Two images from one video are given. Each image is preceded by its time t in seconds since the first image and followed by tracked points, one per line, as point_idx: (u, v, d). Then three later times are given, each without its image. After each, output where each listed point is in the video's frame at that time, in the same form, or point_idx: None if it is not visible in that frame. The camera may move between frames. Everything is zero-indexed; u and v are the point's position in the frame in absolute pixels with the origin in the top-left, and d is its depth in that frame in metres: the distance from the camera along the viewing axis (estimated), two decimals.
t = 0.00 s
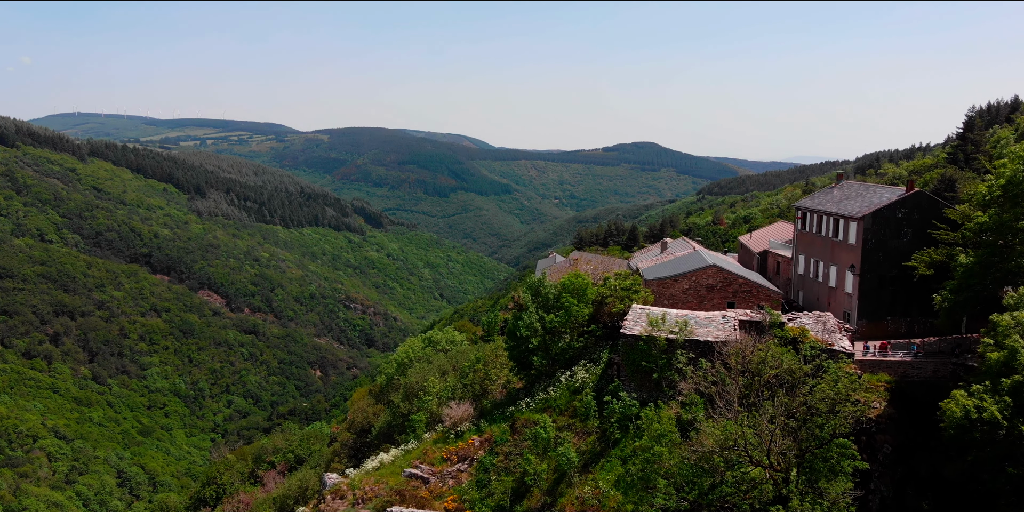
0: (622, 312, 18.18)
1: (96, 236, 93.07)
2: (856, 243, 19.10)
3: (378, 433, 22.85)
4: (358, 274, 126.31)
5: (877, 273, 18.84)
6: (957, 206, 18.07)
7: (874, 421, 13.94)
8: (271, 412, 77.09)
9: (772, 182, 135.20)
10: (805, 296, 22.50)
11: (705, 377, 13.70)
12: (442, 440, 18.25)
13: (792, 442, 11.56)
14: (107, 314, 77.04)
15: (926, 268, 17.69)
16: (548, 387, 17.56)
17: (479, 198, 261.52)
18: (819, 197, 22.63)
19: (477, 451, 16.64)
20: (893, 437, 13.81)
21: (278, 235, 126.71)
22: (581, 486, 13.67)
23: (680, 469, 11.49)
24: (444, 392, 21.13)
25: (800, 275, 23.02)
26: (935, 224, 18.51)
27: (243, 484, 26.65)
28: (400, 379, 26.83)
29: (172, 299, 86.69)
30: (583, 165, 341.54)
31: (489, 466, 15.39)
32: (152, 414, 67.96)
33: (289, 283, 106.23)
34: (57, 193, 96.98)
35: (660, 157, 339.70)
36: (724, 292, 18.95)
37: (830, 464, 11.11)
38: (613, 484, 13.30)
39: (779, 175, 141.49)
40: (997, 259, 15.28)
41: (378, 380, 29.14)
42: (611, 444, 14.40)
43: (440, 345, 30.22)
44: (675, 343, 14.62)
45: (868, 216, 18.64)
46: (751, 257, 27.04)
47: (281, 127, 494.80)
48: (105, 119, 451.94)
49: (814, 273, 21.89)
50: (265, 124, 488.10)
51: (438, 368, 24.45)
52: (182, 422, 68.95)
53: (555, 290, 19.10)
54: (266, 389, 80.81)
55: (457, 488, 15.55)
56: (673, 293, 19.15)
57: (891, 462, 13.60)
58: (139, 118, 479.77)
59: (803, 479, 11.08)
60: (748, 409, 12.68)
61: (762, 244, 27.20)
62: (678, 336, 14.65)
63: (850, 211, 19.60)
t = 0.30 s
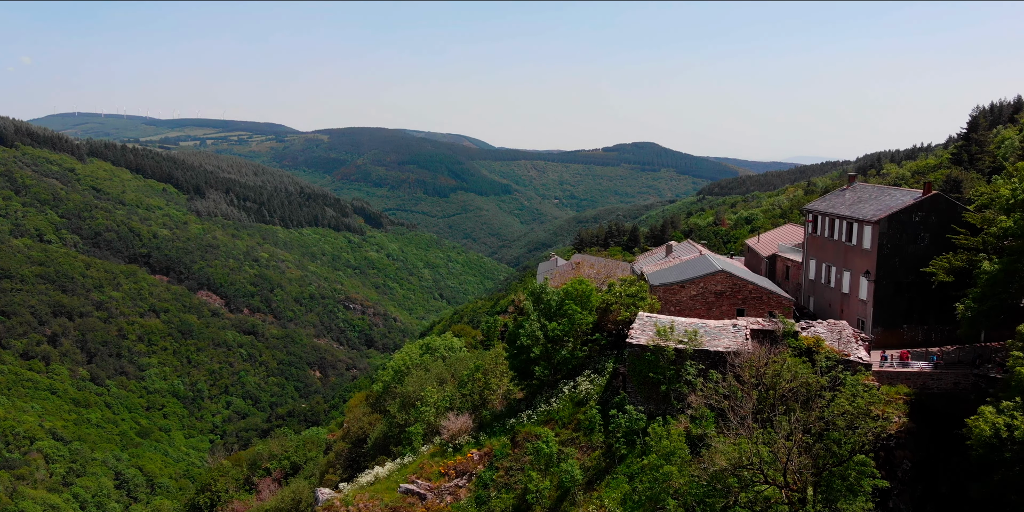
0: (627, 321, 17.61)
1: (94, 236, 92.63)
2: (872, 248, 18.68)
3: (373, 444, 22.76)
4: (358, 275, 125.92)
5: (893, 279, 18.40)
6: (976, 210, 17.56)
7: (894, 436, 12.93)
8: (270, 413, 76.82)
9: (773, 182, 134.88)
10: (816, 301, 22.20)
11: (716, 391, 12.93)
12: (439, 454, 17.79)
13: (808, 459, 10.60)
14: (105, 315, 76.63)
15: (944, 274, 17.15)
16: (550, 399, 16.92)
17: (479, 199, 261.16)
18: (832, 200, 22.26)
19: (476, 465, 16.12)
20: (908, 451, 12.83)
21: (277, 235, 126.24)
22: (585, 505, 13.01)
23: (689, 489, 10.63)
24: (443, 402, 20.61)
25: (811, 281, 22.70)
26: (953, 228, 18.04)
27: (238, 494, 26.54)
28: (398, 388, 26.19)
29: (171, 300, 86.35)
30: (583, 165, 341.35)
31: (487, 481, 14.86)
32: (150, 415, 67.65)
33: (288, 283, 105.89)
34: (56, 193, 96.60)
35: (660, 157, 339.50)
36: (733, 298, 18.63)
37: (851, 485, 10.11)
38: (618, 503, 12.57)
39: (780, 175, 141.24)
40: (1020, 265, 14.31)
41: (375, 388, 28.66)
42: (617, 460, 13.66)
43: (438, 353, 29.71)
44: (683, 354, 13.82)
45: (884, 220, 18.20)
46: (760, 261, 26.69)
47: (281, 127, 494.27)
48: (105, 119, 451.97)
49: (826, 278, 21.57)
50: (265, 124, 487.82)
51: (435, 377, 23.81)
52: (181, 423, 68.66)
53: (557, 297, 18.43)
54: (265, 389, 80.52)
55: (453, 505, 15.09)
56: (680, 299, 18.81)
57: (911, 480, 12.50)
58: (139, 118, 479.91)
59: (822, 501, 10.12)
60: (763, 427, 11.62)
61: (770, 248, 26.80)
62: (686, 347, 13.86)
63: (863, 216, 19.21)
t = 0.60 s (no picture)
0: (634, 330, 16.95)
1: (94, 236, 92.20)
2: (888, 253, 17.96)
3: (369, 455, 22.46)
4: (358, 275, 125.58)
5: (910, 285, 17.72)
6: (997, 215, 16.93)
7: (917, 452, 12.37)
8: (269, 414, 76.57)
9: (774, 183, 134.58)
10: (829, 307, 21.63)
11: (730, 406, 12.31)
12: (437, 469, 17.25)
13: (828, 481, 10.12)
14: (104, 315, 76.21)
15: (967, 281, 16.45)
16: (553, 411, 16.33)
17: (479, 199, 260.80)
18: (845, 204, 21.65)
19: (475, 481, 15.56)
20: (927, 468, 12.25)
21: (277, 236, 125.81)
22: None
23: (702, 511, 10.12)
24: (441, 413, 20.01)
25: (823, 287, 22.13)
26: (974, 233, 17.38)
27: (232, 501, 26.19)
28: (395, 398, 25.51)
29: (170, 300, 85.99)
30: (584, 166, 341.11)
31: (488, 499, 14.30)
32: (149, 417, 67.33)
33: (288, 284, 105.53)
34: (55, 193, 96.18)
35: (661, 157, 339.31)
36: (744, 304, 18.12)
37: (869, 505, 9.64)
38: None
39: (781, 175, 140.99)
40: None
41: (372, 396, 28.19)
42: (624, 477, 13.00)
43: (436, 360, 29.17)
44: (694, 366, 13.17)
45: (901, 224, 17.50)
46: (769, 265, 26.11)
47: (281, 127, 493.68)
48: (105, 119, 451.28)
49: (840, 284, 20.93)
50: (264, 123, 487.32)
51: (433, 385, 23.32)
52: (180, 424, 68.39)
53: (560, 305, 17.93)
54: (264, 391, 80.26)
55: None
56: (689, 306, 18.32)
57: (933, 498, 11.99)
58: (139, 118, 479.71)
59: None
60: (780, 444, 11.19)
61: (780, 252, 26.17)
62: (697, 358, 13.18)
63: (879, 219, 18.54)
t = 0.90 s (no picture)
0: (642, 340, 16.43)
1: (93, 236, 91.82)
2: (907, 259, 17.08)
3: (362, 470, 22.22)
4: (357, 276, 125.23)
5: (930, 292, 16.82)
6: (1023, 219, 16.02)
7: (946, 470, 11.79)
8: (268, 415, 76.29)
9: (775, 183, 134.09)
10: (842, 314, 20.72)
11: (743, 423, 11.84)
12: (435, 487, 16.74)
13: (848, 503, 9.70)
14: (103, 316, 75.82)
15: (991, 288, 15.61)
16: (556, 425, 15.87)
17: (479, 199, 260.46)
18: (858, 206, 20.80)
19: (475, 497, 15.07)
20: (951, 485, 11.78)
21: (277, 236, 125.43)
22: None
23: None
24: (439, 424, 19.60)
25: (835, 292, 21.39)
26: (997, 237, 16.49)
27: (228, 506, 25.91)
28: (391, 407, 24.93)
29: (169, 301, 85.62)
30: (584, 166, 340.91)
31: None
32: (147, 418, 67.01)
33: (288, 284, 105.24)
34: (54, 194, 95.79)
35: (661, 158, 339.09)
36: (755, 312, 17.57)
37: None
38: None
39: (781, 176, 140.70)
40: None
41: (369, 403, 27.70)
42: (631, 496, 12.43)
43: (435, 368, 28.61)
44: (706, 379, 12.69)
45: (920, 228, 16.61)
46: (779, 270, 25.21)
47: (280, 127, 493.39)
48: (105, 119, 451.21)
49: (853, 289, 20.15)
50: (264, 124, 487.43)
51: (430, 396, 22.95)
52: (178, 426, 68.06)
53: (563, 313, 17.44)
54: (263, 392, 80.01)
55: None
56: (697, 313, 17.74)
57: None
58: (140, 118, 480.04)
59: None
60: (801, 464, 10.58)
61: (790, 256, 25.29)
62: (710, 370, 12.71)
63: (896, 223, 17.68)
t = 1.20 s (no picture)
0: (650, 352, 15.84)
1: (92, 237, 91.43)
2: (926, 264, 16.44)
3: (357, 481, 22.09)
4: (357, 276, 124.89)
5: (950, 300, 16.16)
6: None
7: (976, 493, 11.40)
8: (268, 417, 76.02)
9: (776, 183, 133.66)
10: (858, 321, 20.01)
11: (760, 439, 11.46)
12: (433, 503, 16.30)
13: None
14: (101, 317, 75.37)
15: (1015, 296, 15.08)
16: (560, 440, 15.43)
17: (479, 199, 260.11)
18: (872, 209, 20.22)
19: None
20: (979, 506, 11.40)
21: (276, 236, 125.08)
22: None
23: None
24: (437, 437, 19.12)
25: (849, 298, 20.67)
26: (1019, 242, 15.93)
27: None
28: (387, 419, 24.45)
29: (168, 301, 85.22)
30: (584, 166, 340.69)
31: None
32: (146, 419, 66.68)
33: (287, 285, 104.93)
34: (53, 194, 95.34)
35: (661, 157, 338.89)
36: (767, 319, 17.01)
37: None
38: None
39: (782, 175, 140.37)
40: None
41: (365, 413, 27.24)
42: None
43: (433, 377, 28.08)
44: (720, 392, 11.94)
45: (941, 232, 15.97)
46: (789, 274, 24.34)
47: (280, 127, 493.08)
48: (105, 119, 450.81)
49: (867, 295, 19.49)
50: (264, 124, 487.28)
51: (427, 406, 22.34)
52: (177, 427, 67.74)
53: (568, 321, 16.79)
54: (263, 393, 79.71)
55: None
56: (707, 321, 17.26)
57: None
58: (139, 118, 479.94)
59: None
60: (822, 485, 10.50)
61: (801, 260, 24.42)
62: (724, 382, 11.99)
63: (913, 227, 17.05)
